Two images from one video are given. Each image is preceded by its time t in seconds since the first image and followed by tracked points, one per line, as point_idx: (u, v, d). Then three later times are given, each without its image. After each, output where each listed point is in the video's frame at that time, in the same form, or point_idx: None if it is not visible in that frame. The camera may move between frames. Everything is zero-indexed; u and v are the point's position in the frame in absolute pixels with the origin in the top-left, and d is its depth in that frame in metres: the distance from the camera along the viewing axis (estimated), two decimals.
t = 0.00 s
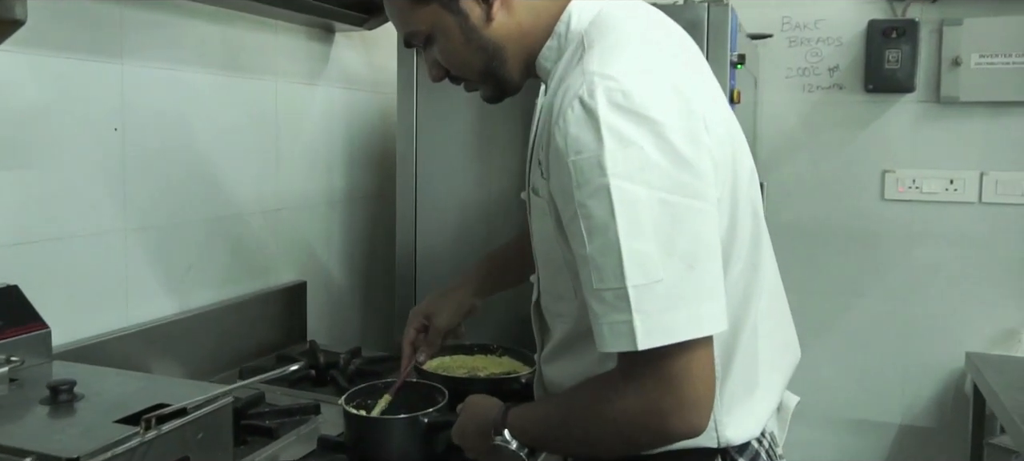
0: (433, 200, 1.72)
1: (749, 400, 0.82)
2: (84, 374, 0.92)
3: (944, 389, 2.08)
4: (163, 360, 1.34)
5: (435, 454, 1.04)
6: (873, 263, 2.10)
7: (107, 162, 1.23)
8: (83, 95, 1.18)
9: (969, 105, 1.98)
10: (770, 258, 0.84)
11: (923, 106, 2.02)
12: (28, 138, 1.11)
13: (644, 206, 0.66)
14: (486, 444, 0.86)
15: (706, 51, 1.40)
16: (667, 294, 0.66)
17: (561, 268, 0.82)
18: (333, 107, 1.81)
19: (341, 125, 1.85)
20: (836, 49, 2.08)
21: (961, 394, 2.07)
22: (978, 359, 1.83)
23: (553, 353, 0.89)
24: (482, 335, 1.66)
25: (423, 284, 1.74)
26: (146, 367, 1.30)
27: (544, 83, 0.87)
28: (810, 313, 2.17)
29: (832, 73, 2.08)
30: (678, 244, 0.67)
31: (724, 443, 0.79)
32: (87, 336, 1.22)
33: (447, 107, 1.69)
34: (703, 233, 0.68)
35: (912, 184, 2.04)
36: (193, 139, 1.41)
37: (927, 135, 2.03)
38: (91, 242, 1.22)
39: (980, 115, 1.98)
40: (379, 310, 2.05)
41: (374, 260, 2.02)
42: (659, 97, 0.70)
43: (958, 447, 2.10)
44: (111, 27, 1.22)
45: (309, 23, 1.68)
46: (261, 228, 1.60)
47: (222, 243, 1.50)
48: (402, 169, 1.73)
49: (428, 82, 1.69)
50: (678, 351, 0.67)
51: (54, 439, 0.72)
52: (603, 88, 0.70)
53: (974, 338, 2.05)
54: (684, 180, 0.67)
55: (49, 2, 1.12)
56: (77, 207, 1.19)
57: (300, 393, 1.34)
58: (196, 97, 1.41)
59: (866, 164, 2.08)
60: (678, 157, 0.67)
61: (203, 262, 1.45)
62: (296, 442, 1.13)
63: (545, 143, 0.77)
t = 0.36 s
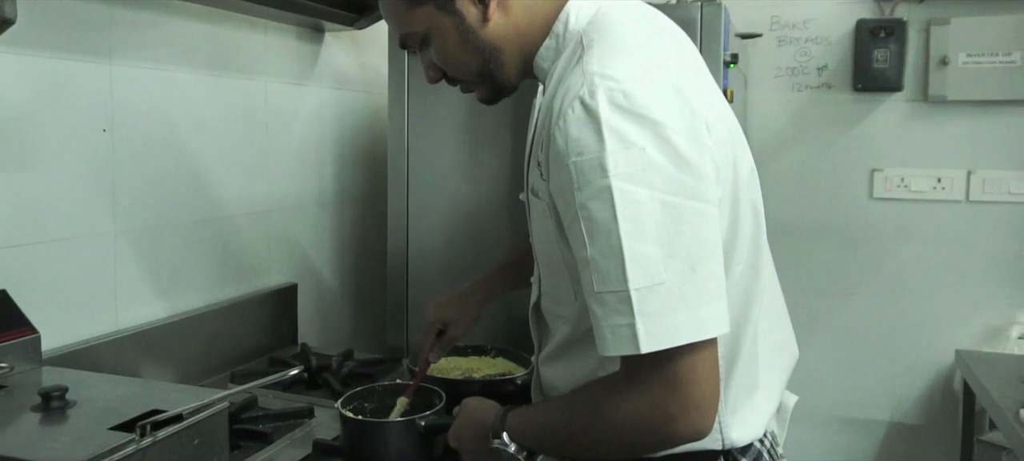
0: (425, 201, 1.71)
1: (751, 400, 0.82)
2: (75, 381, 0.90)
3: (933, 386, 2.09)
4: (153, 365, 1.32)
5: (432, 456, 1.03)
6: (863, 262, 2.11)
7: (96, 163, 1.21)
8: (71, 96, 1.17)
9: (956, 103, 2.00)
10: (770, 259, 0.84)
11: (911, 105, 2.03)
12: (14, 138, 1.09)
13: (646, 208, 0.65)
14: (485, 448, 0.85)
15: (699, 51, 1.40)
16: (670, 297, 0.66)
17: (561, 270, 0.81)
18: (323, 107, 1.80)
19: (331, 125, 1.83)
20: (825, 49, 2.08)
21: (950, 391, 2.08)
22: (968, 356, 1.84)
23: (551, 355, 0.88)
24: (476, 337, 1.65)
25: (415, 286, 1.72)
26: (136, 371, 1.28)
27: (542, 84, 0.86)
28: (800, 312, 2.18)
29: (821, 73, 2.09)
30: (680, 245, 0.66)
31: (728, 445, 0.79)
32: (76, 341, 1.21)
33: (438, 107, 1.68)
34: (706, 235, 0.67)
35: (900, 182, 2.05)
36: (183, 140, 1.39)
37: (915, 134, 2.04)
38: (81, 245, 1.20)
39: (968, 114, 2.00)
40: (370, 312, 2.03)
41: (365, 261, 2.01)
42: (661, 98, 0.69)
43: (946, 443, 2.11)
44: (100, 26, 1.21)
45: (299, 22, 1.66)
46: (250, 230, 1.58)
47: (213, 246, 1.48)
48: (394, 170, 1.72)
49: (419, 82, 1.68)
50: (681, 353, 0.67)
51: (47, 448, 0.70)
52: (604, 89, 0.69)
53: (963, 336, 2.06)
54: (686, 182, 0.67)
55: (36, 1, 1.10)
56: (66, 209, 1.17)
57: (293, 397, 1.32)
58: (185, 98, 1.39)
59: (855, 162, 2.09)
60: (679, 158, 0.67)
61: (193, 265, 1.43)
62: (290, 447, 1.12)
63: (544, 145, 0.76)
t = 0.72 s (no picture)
0: (417, 201, 1.70)
1: (754, 401, 0.82)
2: (66, 383, 0.89)
3: (922, 385, 2.10)
4: (143, 367, 1.30)
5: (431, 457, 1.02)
6: (852, 262, 2.12)
7: (85, 161, 1.20)
8: (60, 92, 1.15)
9: (944, 105, 2.01)
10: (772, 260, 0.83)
11: (900, 106, 2.04)
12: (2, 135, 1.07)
13: (652, 209, 0.65)
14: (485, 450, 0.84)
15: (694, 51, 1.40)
16: (677, 298, 0.65)
17: (564, 272, 0.81)
18: (314, 106, 1.78)
19: (322, 124, 1.82)
20: (815, 50, 2.09)
21: (938, 390, 2.10)
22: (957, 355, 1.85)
23: (551, 356, 0.88)
24: (469, 337, 1.64)
25: (407, 286, 1.71)
26: (125, 373, 1.26)
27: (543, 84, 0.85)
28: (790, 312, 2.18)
29: (811, 74, 2.10)
30: (687, 246, 0.65)
31: (731, 446, 0.79)
32: (63, 342, 1.18)
33: (431, 106, 1.67)
34: (712, 235, 0.66)
35: (889, 183, 2.06)
36: (173, 138, 1.37)
37: (904, 135, 2.05)
38: (70, 244, 1.18)
39: (956, 115, 2.01)
40: (360, 313, 2.02)
41: (356, 262, 1.99)
42: (665, 97, 0.68)
43: (934, 442, 2.12)
44: (90, 23, 1.19)
45: (290, 19, 1.65)
46: (241, 230, 1.56)
47: (203, 246, 1.46)
48: (386, 170, 1.71)
49: (411, 81, 1.67)
50: (687, 354, 0.66)
51: (40, 451, 0.68)
52: (608, 89, 0.68)
53: (951, 336, 2.07)
54: (692, 182, 0.66)
55: None
56: (54, 207, 1.15)
57: (285, 398, 1.31)
58: (176, 95, 1.37)
59: (845, 163, 2.10)
60: (685, 158, 0.66)
61: (183, 264, 1.41)
62: (284, 449, 1.11)
63: (546, 146, 0.75)
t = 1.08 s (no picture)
0: (409, 202, 1.69)
1: (753, 403, 0.82)
2: (58, 387, 0.87)
3: (911, 385, 2.11)
4: (133, 370, 1.28)
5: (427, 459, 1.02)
6: (842, 263, 2.13)
7: (75, 161, 1.18)
8: (50, 90, 1.13)
9: (932, 106, 2.02)
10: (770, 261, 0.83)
11: (889, 108, 2.05)
12: None
13: (652, 211, 0.64)
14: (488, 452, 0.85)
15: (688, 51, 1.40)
16: (676, 300, 0.65)
17: (563, 273, 0.80)
18: (305, 106, 1.77)
19: (313, 124, 1.80)
20: (805, 51, 2.09)
21: (926, 389, 2.11)
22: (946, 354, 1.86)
23: (549, 358, 0.87)
24: (460, 339, 1.63)
25: (399, 288, 1.70)
26: (115, 377, 1.25)
27: (543, 84, 0.85)
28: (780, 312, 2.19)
29: (801, 74, 2.10)
30: (687, 247, 0.65)
31: (730, 448, 0.78)
32: (51, 345, 1.17)
33: (423, 106, 1.66)
34: (712, 237, 0.66)
35: (878, 184, 2.07)
36: (162, 139, 1.36)
37: (893, 136, 2.05)
38: (60, 246, 1.17)
39: (944, 116, 2.01)
40: (350, 314, 2.00)
41: (346, 263, 1.98)
42: (666, 98, 0.68)
43: (922, 441, 2.13)
44: (80, 21, 1.17)
45: (281, 19, 1.63)
46: (231, 232, 1.55)
47: (192, 248, 1.45)
48: (377, 170, 1.70)
49: (403, 81, 1.66)
50: (688, 355, 0.66)
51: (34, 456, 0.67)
52: (609, 89, 0.68)
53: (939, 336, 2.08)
54: (693, 184, 0.65)
55: None
56: (44, 208, 1.13)
57: (277, 401, 1.30)
58: (166, 95, 1.36)
59: (835, 163, 2.10)
60: (685, 160, 0.66)
61: (172, 266, 1.40)
62: (278, 453, 1.09)
63: (546, 147, 0.75)
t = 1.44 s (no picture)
0: (400, 204, 1.68)
1: (752, 403, 0.82)
2: (49, 392, 0.86)
3: (899, 386, 2.11)
4: (121, 375, 1.27)
5: None
6: (827, 264, 2.12)
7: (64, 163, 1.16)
8: (38, 90, 1.11)
9: (919, 107, 2.02)
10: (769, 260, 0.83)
11: (876, 109, 2.05)
12: None
13: (656, 210, 0.64)
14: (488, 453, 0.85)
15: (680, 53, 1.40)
16: (682, 299, 0.64)
17: (563, 273, 0.80)
18: (293, 107, 1.75)
19: (301, 126, 1.78)
20: (793, 53, 2.09)
21: (913, 390, 2.10)
22: (935, 354, 1.87)
23: (548, 359, 0.87)
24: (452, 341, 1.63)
25: (390, 290, 1.69)
26: (102, 381, 1.23)
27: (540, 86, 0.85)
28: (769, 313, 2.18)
29: (789, 76, 2.09)
30: (691, 246, 0.65)
31: (729, 448, 0.78)
32: (38, 350, 1.15)
33: (413, 107, 1.65)
34: (715, 236, 0.66)
35: (865, 185, 2.06)
36: (151, 140, 1.34)
37: (881, 138, 2.05)
38: (48, 249, 1.15)
39: (930, 117, 2.02)
40: (337, 318, 1.98)
41: (334, 266, 1.96)
42: (668, 97, 0.68)
43: (910, 442, 2.12)
44: (67, 21, 1.15)
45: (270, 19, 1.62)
46: (218, 235, 1.52)
47: (181, 251, 1.43)
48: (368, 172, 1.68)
49: (393, 82, 1.65)
50: (692, 355, 0.66)
51: None
52: (611, 88, 0.68)
53: (923, 337, 2.08)
54: (696, 183, 0.65)
55: None
56: (31, 209, 1.12)
57: (269, 405, 1.28)
58: (155, 95, 1.34)
59: (823, 165, 2.09)
60: (688, 159, 0.66)
61: (161, 268, 1.38)
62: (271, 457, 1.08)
63: (546, 148, 0.74)
